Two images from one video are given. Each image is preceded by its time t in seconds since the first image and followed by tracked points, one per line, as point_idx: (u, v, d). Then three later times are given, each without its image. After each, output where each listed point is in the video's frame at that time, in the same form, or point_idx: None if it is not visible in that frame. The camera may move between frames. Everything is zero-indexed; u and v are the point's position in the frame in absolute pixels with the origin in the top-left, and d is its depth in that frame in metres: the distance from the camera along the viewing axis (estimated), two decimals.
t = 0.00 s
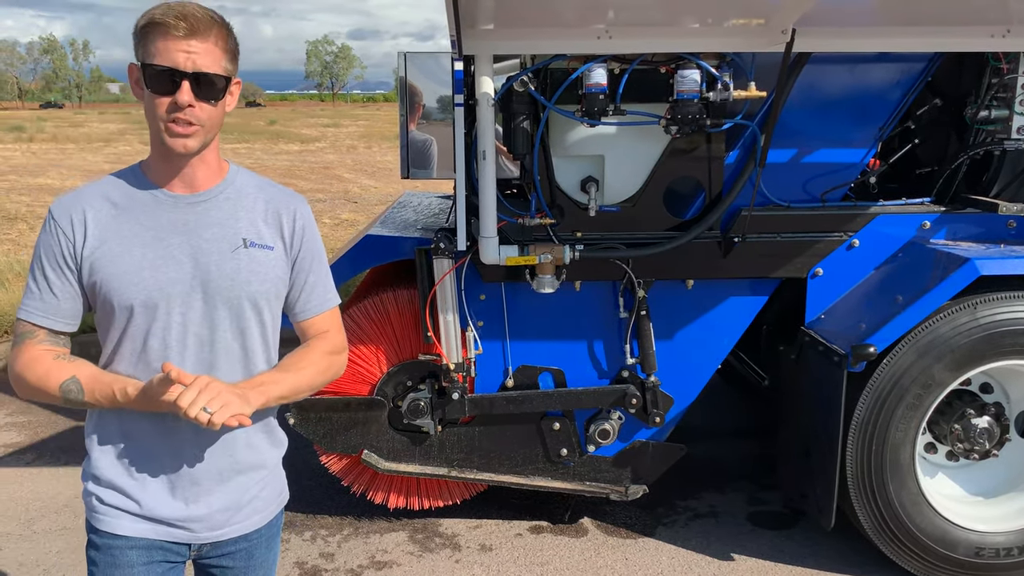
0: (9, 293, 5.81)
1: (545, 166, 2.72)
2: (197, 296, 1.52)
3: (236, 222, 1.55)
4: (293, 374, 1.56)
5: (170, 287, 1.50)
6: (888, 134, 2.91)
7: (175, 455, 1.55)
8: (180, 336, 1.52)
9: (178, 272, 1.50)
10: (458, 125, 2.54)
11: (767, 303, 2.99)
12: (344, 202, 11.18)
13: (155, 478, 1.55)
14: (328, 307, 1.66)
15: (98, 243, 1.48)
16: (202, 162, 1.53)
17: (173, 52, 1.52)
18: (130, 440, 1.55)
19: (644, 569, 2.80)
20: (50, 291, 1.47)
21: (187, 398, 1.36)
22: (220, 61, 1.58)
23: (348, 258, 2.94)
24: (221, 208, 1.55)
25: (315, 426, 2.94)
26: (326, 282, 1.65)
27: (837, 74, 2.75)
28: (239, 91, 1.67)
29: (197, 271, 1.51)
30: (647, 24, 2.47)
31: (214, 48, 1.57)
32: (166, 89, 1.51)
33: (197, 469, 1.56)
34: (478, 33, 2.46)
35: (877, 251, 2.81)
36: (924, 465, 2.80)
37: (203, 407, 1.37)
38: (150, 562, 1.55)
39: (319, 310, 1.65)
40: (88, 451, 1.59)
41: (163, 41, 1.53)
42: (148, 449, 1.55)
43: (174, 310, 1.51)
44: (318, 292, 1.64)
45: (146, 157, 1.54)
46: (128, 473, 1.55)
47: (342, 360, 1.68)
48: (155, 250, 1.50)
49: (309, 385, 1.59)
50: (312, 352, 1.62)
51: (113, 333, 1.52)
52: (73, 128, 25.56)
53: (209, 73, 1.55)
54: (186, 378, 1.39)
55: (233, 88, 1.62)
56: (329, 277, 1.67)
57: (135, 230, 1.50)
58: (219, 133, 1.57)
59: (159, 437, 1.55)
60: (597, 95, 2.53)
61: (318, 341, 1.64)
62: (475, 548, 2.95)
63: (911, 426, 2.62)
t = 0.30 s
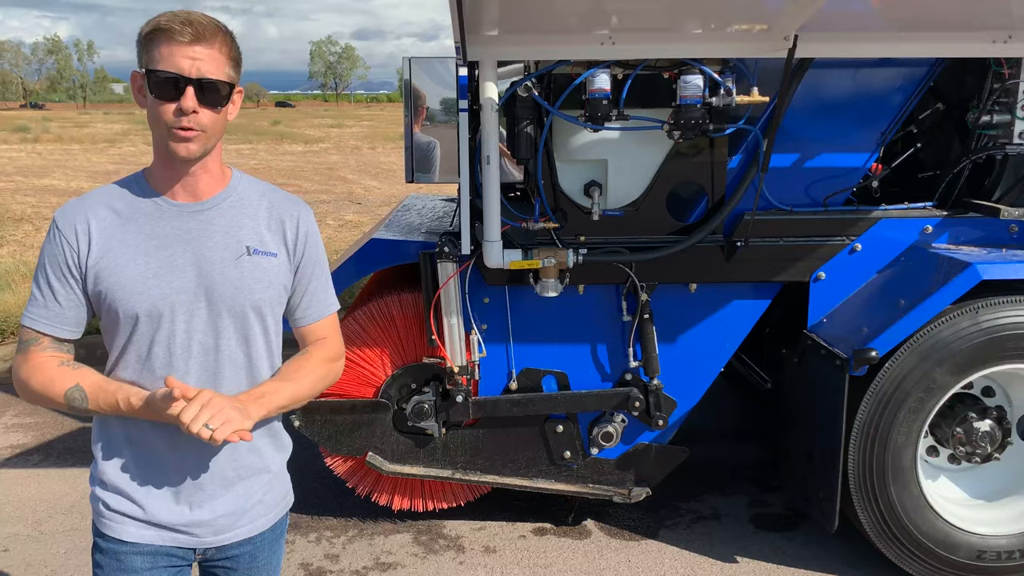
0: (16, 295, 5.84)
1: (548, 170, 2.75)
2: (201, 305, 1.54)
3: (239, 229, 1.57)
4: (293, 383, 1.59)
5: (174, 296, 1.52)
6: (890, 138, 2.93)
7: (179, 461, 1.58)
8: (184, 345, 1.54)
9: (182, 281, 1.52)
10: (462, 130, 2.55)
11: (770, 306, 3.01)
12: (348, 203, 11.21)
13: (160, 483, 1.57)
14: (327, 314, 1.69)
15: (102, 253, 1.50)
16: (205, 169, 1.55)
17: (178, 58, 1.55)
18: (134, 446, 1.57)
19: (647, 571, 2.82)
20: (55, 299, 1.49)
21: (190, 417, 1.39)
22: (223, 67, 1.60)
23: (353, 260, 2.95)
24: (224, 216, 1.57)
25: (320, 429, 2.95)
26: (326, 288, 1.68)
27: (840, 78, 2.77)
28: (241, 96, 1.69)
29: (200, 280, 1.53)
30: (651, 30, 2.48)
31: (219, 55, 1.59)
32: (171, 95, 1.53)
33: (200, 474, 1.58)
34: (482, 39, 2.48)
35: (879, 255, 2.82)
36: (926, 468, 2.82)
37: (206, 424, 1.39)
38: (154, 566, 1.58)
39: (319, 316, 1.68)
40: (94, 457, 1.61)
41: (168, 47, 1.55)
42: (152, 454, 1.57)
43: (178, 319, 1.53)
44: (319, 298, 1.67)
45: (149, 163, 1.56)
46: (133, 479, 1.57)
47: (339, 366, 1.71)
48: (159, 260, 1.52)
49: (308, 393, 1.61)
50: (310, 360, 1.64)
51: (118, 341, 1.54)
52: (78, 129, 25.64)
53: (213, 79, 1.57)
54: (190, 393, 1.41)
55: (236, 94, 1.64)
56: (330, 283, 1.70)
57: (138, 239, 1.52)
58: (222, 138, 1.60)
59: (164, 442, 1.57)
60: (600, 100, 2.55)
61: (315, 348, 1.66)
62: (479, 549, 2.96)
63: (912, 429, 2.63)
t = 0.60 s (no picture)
0: (23, 296, 5.87)
1: (553, 173, 2.77)
2: (200, 315, 1.56)
3: (239, 239, 1.59)
4: (300, 376, 1.61)
5: (174, 306, 1.54)
6: (893, 143, 2.94)
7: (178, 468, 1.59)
8: (183, 354, 1.56)
9: (181, 291, 1.54)
10: (467, 134, 2.57)
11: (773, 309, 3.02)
12: (353, 204, 11.23)
13: (158, 492, 1.59)
14: (332, 322, 1.71)
15: (100, 261, 1.51)
16: (207, 175, 1.57)
17: (177, 62, 1.54)
18: (135, 452, 1.59)
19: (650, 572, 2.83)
20: (55, 304, 1.50)
21: (197, 389, 1.40)
22: (223, 68, 1.60)
23: (359, 263, 2.98)
24: (225, 226, 1.58)
25: (325, 430, 2.97)
26: (330, 298, 1.70)
27: (843, 82, 2.78)
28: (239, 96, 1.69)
29: (199, 290, 1.55)
30: (655, 35, 2.50)
31: (217, 56, 1.59)
32: (172, 100, 1.53)
33: (199, 484, 1.60)
34: (486, 44, 2.50)
35: (882, 259, 2.83)
36: (928, 471, 2.83)
37: (214, 395, 1.41)
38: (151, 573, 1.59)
39: (323, 325, 1.69)
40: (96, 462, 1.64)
41: (165, 51, 1.55)
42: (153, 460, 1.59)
43: (177, 329, 1.55)
44: (322, 307, 1.69)
45: (150, 170, 1.57)
46: (134, 485, 1.59)
47: (345, 370, 1.73)
48: (159, 269, 1.54)
49: (315, 388, 1.63)
50: (316, 358, 1.67)
51: (117, 350, 1.56)
52: (83, 129, 25.72)
53: (214, 81, 1.57)
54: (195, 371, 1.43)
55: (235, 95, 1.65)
56: (333, 293, 1.72)
57: (138, 248, 1.54)
58: (224, 141, 1.61)
59: (163, 450, 1.59)
60: (605, 104, 2.56)
61: (320, 348, 1.69)
62: (482, 551, 2.98)
63: (915, 432, 2.64)
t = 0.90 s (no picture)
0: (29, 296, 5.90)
1: (557, 177, 2.77)
2: (192, 328, 1.56)
3: (231, 248, 1.58)
4: (295, 383, 1.62)
5: (165, 319, 1.54)
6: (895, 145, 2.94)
7: (170, 490, 1.57)
8: (176, 368, 1.56)
9: (171, 304, 1.54)
10: (471, 137, 2.58)
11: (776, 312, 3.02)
12: (357, 204, 11.26)
13: (151, 512, 1.57)
14: (332, 330, 1.71)
15: (88, 275, 1.52)
16: (195, 183, 1.57)
17: (157, 67, 1.55)
18: (126, 472, 1.57)
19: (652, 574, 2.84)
20: (43, 322, 1.52)
21: (178, 392, 1.38)
22: (204, 71, 1.60)
23: (362, 266, 2.98)
24: (216, 234, 1.58)
25: (330, 432, 2.98)
26: (329, 307, 1.70)
27: (845, 85, 2.79)
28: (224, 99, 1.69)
29: (190, 302, 1.55)
30: (657, 39, 2.51)
31: (198, 59, 1.60)
32: (153, 107, 1.53)
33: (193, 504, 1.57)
34: (490, 48, 2.51)
35: (885, 261, 2.84)
36: (930, 473, 2.84)
37: (197, 398, 1.39)
38: None
39: (322, 334, 1.70)
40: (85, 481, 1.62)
41: (145, 57, 1.55)
42: (145, 481, 1.58)
43: (168, 343, 1.55)
44: (321, 316, 1.69)
45: (137, 181, 1.57)
46: (126, 506, 1.57)
47: (345, 379, 1.73)
48: (149, 282, 1.54)
49: (311, 397, 1.64)
50: (315, 364, 1.68)
51: (108, 365, 1.56)
52: (87, 129, 25.79)
53: (196, 85, 1.57)
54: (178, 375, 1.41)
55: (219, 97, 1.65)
56: (331, 300, 1.71)
57: (127, 261, 1.54)
58: (210, 146, 1.60)
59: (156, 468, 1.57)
60: (608, 108, 2.58)
61: (319, 356, 1.69)
62: (486, 552, 2.99)
63: (917, 434, 2.65)
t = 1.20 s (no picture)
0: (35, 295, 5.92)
1: (559, 178, 2.79)
2: (178, 336, 1.55)
3: (216, 253, 1.57)
4: (286, 395, 1.59)
5: (150, 328, 1.53)
6: (898, 146, 2.95)
7: (158, 505, 1.56)
8: (163, 378, 1.55)
9: (157, 312, 1.53)
10: (474, 139, 2.60)
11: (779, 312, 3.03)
12: (360, 204, 11.29)
13: (139, 528, 1.57)
14: (321, 336, 1.69)
15: (69, 286, 1.50)
16: (176, 192, 1.54)
17: (132, 75, 1.52)
18: (112, 489, 1.57)
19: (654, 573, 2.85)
20: (23, 336, 1.50)
21: (162, 409, 1.37)
22: (182, 77, 1.57)
23: (366, 267, 2.99)
24: (199, 239, 1.56)
25: (333, 432, 3.00)
26: (320, 310, 1.68)
27: (848, 87, 2.80)
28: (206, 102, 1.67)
29: (176, 310, 1.54)
30: (660, 41, 2.52)
31: (175, 65, 1.57)
32: (130, 117, 1.51)
33: (182, 519, 1.57)
34: (493, 50, 2.52)
35: (887, 262, 2.84)
36: (933, 474, 2.85)
37: (181, 416, 1.37)
38: None
39: (312, 340, 1.67)
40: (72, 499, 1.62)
41: (120, 65, 1.52)
42: (132, 498, 1.57)
43: (154, 353, 1.54)
44: (311, 320, 1.67)
45: (116, 190, 1.55)
46: (114, 523, 1.57)
47: (339, 388, 1.71)
48: (132, 292, 1.52)
49: (303, 408, 1.61)
50: (307, 373, 1.65)
51: (94, 378, 1.55)
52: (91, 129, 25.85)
53: (173, 92, 1.55)
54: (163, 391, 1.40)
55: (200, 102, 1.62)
56: (322, 303, 1.69)
57: (108, 270, 1.52)
58: (190, 154, 1.58)
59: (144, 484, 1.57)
60: (611, 109, 2.59)
61: (311, 366, 1.67)
62: (489, 552, 3.00)
63: (919, 436, 2.65)
